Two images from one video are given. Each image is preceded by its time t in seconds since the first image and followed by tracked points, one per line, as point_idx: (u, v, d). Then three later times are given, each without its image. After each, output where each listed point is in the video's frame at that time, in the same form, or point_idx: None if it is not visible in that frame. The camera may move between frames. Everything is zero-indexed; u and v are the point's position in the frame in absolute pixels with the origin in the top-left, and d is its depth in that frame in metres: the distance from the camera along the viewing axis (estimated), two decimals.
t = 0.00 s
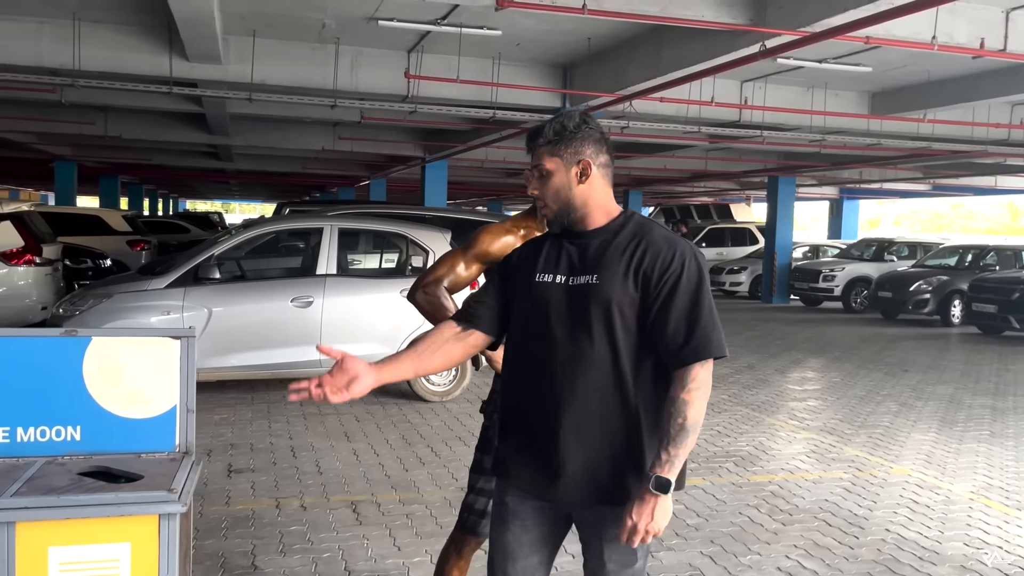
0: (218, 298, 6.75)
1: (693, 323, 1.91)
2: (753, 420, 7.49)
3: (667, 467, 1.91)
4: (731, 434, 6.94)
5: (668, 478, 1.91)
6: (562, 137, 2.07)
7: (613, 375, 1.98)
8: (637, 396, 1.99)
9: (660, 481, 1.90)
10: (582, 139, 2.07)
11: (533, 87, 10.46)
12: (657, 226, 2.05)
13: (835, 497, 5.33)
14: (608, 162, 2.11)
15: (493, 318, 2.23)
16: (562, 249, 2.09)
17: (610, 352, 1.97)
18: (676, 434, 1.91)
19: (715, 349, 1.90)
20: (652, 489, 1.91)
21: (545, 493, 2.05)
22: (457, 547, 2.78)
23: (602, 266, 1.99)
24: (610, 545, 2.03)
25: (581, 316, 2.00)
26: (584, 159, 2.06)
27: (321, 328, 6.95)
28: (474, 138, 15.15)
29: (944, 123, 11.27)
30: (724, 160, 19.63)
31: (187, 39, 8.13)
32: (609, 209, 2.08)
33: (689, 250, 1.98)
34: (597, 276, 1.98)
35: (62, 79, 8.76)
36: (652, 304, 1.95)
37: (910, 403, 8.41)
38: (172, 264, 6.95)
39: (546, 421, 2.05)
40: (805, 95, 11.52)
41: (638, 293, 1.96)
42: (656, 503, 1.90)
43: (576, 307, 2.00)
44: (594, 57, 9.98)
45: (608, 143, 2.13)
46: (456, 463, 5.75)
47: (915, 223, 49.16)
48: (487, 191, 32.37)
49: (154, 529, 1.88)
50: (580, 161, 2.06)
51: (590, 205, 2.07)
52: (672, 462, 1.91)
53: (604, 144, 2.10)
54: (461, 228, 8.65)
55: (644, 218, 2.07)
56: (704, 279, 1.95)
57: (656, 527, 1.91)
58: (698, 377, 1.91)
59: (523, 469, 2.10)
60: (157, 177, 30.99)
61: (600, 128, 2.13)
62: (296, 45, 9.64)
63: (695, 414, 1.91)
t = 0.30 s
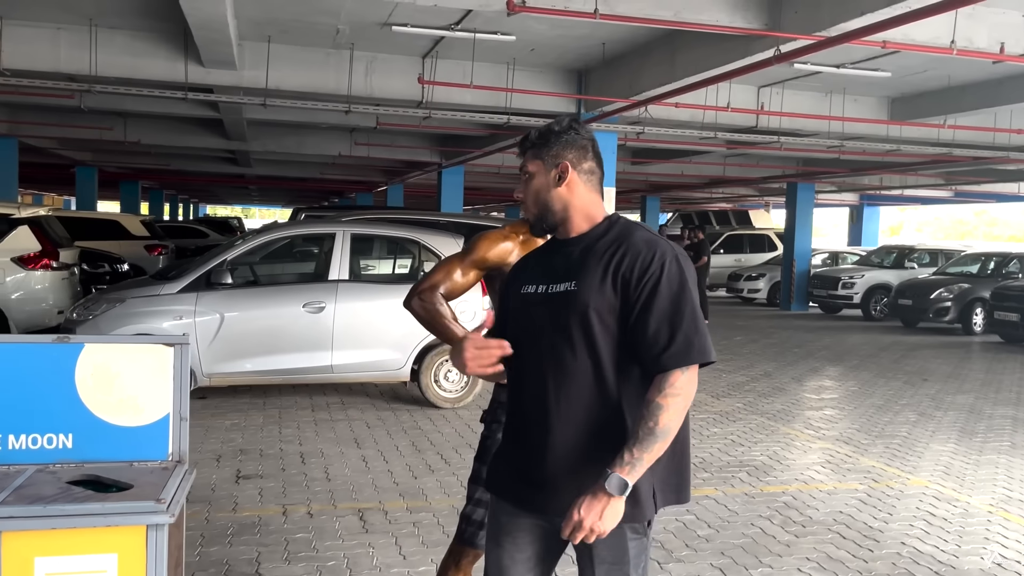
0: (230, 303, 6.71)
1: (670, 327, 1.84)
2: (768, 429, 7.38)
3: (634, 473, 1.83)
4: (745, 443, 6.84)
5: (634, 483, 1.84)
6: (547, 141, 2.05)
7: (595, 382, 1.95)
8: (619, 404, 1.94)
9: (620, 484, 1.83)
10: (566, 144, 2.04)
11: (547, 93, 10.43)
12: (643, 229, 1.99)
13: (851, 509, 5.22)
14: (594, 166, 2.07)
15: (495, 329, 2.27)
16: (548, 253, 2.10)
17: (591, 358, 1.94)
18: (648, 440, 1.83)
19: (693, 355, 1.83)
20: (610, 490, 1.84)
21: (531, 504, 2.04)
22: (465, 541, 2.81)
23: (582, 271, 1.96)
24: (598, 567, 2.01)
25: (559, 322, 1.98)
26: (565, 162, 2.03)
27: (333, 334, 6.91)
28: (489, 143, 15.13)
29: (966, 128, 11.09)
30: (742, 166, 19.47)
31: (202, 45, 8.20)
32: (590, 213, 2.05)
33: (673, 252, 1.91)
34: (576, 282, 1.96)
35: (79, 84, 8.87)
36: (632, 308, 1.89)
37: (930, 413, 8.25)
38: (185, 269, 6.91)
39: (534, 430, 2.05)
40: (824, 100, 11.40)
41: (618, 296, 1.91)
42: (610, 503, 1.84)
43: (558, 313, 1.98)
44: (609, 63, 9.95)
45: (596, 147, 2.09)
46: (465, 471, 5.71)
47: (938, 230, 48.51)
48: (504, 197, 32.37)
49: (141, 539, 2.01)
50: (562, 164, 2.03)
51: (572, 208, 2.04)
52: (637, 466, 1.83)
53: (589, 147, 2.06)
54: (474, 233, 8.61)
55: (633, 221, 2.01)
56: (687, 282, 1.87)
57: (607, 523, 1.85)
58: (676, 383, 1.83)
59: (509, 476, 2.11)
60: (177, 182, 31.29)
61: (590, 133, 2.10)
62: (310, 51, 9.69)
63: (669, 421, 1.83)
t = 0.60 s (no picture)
0: (244, 306, 6.72)
1: (658, 340, 1.80)
2: (782, 437, 7.30)
3: (624, 491, 1.80)
4: (759, 451, 6.77)
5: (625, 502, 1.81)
6: (549, 153, 2.06)
7: (592, 396, 1.95)
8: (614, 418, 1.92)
9: (608, 501, 1.80)
10: (566, 155, 2.03)
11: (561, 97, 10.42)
12: (639, 236, 1.95)
13: (866, 519, 5.14)
14: (599, 174, 2.04)
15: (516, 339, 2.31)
16: (556, 262, 2.11)
17: (585, 370, 1.94)
18: (637, 457, 1.80)
19: (682, 369, 1.78)
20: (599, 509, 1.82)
21: (537, 515, 2.07)
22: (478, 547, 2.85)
23: (577, 282, 1.96)
24: None
25: (556, 335, 1.99)
26: (565, 174, 2.03)
27: (346, 338, 6.90)
28: (504, 148, 15.14)
29: (985, 134, 10.96)
30: (758, 171, 19.37)
31: (217, 50, 8.26)
32: (592, 223, 2.04)
33: (664, 261, 1.86)
34: (570, 294, 1.96)
35: (97, 89, 8.98)
36: (623, 320, 1.87)
37: (948, 422, 8.14)
38: (199, 273, 6.93)
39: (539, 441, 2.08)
40: (841, 105, 11.30)
41: (610, 308, 1.89)
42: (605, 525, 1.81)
43: (555, 326, 1.99)
44: (623, 68, 9.93)
45: (601, 155, 2.06)
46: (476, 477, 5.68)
47: (958, 236, 47.98)
48: (520, 202, 32.39)
49: (142, 544, 2.04)
50: (562, 176, 2.03)
51: (573, 218, 2.04)
52: (627, 485, 1.79)
53: (591, 157, 2.03)
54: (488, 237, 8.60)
55: (631, 229, 1.98)
56: (677, 293, 1.82)
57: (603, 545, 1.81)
58: (664, 397, 1.79)
59: (520, 486, 2.16)
60: (194, 187, 31.53)
61: (596, 140, 2.07)
62: (325, 55, 9.74)
63: (658, 438, 1.79)
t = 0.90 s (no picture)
0: (255, 310, 6.75)
1: (646, 350, 1.79)
2: (794, 443, 7.24)
3: (614, 504, 1.78)
4: (770, 457, 6.72)
5: (616, 515, 1.79)
6: (561, 160, 2.05)
7: (592, 405, 1.97)
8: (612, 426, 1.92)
9: (597, 512, 1.79)
10: (576, 162, 2.01)
11: (572, 102, 10.42)
12: (641, 244, 1.94)
13: (877, 526, 5.09)
14: (610, 182, 2.01)
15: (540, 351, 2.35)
16: (572, 271, 2.12)
17: (586, 380, 1.97)
18: (625, 469, 1.78)
19: (669, 379, 1.76)
20: (590, 521, 1.82)
21: (550, 525, 2.10)
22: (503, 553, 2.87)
23: (580, 293, 1.98)
24: None
25: (562, 347, 2.03)
26: (573, 183, 2.02)
27: (356, 341, 6.91)
28: (516, 151, 15.14)
29: (1000, 139, 10.88)
30: (770, 175, 19.31)
31: (230, 54, 8.31)
32: (599, 231, 2.03)
33: (657, 269, 1.85)
34: (575, 306, 1.99)
35: (110, 92, 9.04)
36: (616, 330, 1.87)
37: (961, 429, 8.06)
38: (210, 276, 6.96)
39: (551, 451, 2.11)
40: (853, 110, 11.25)
41: (605, 318, 1.90)
42: (600, 539, 1.81)
43: (560, 335, 2.03)
44: (635, 73, 9.92)
45: (620, 167, 2.02)
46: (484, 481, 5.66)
47: (973, 242, 47.60)
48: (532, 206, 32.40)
49: (149, 546, 2.05)
50: (571, 185, 2.02)
51: (582, 225, 2.04)
52: (617, 498, 1.77)
53: (600, 164, 1.99)
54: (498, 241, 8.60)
55: (633, 237, 1.97)
56: (666, 302, 1.80)
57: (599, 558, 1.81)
58: (651, 408, 1.77)
59: (538, 495, 2.19)
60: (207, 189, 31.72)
61: (610, 145, 2.04)
62: (337, 59, 9.78)
63: (646, 449, 1.77)
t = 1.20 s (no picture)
0: (264, 313, 6.77)
1: (646, 358, 1.79)
2: (802, 449, 7.21)
3: (601, 503, 1.78)
4: (778, 463, 6.69)
5: (602, 514, 1.79)
6: (573, 165, 2.05)
7: (594, 411, 1.98)
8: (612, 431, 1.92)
9: (583, 510, 1.79)
10: (588, 168, 2.01)
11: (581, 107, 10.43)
12: (650, 253, 1.93)
13: (886, 533, 5.07)
14: (622, 189, 2.01)
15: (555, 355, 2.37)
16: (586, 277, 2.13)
17: (591, 385, 1.97)
18: (614, 470, 1.78)
19: (667, 388, 1.75)
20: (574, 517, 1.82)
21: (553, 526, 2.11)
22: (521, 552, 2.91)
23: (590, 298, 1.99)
24: None
25: (569, 352, 2.04)
26: (586, 189, 2.02)
27: (364, 345, 6.91)
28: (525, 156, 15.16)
29: (1010, 145, 10.83)
30: (779, 180, 19.27)
31: (240, 58, 8.36)
32: (611, 237, 2.03)
33: (662, 278, 1.84)
34: (583, 310, 2.00)
35: (122, 96, 9.11)
36: (620, 337, 1.87)
37: (971, 436, 8.01)
38: (219, 279, 6.99)
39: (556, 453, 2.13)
40: (863, 115, 11.22)
41: (610, 325, 1.91)
42: (584, 536, 1.80)
43: (567, 340, 2.05)
44: (644, 78, 9.93)
45: (631, 174, 2.01)
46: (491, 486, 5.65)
47: (983, 248, 47.32)
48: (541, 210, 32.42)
49: (157, 549, 2.06)
50: (583, 192, 2.03)
51: (594, 232, 2.05)
52: (605, 498, 1.77)
53: (612, 170, 1.99)
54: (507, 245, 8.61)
55: (644, 244, 1.97)
56: (670, 312, 1.80)
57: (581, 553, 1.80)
58: (648, 416, 1.76)
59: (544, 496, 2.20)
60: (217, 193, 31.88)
61: (623, 152, 2.04)
62: (346, 64, 9.82)
63: (638, 455, 1.76)
